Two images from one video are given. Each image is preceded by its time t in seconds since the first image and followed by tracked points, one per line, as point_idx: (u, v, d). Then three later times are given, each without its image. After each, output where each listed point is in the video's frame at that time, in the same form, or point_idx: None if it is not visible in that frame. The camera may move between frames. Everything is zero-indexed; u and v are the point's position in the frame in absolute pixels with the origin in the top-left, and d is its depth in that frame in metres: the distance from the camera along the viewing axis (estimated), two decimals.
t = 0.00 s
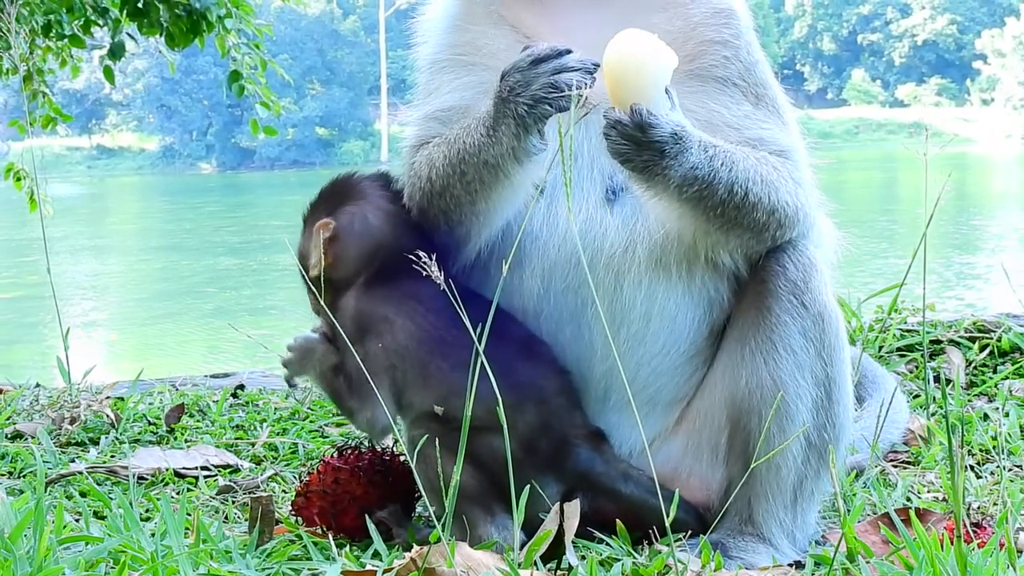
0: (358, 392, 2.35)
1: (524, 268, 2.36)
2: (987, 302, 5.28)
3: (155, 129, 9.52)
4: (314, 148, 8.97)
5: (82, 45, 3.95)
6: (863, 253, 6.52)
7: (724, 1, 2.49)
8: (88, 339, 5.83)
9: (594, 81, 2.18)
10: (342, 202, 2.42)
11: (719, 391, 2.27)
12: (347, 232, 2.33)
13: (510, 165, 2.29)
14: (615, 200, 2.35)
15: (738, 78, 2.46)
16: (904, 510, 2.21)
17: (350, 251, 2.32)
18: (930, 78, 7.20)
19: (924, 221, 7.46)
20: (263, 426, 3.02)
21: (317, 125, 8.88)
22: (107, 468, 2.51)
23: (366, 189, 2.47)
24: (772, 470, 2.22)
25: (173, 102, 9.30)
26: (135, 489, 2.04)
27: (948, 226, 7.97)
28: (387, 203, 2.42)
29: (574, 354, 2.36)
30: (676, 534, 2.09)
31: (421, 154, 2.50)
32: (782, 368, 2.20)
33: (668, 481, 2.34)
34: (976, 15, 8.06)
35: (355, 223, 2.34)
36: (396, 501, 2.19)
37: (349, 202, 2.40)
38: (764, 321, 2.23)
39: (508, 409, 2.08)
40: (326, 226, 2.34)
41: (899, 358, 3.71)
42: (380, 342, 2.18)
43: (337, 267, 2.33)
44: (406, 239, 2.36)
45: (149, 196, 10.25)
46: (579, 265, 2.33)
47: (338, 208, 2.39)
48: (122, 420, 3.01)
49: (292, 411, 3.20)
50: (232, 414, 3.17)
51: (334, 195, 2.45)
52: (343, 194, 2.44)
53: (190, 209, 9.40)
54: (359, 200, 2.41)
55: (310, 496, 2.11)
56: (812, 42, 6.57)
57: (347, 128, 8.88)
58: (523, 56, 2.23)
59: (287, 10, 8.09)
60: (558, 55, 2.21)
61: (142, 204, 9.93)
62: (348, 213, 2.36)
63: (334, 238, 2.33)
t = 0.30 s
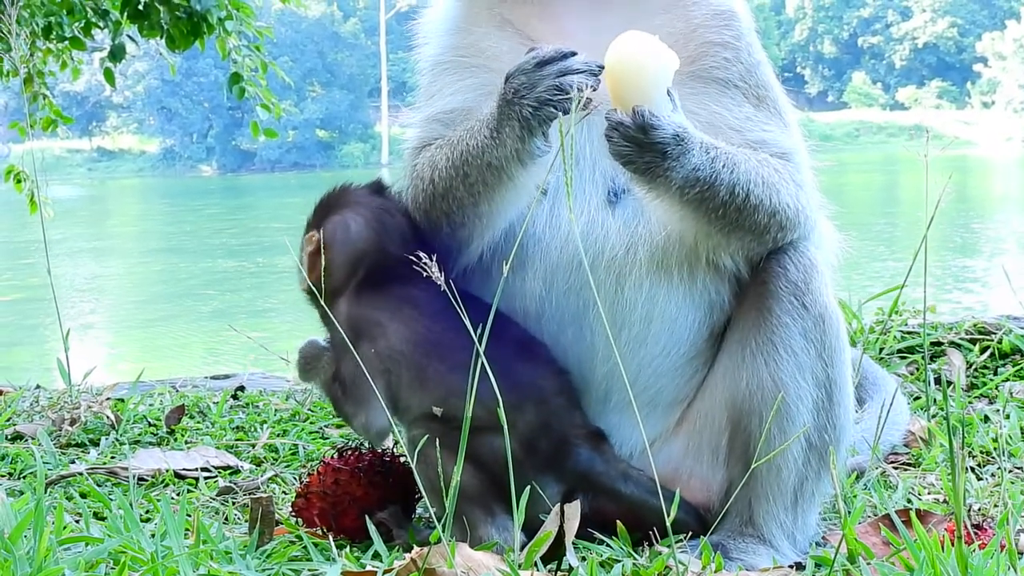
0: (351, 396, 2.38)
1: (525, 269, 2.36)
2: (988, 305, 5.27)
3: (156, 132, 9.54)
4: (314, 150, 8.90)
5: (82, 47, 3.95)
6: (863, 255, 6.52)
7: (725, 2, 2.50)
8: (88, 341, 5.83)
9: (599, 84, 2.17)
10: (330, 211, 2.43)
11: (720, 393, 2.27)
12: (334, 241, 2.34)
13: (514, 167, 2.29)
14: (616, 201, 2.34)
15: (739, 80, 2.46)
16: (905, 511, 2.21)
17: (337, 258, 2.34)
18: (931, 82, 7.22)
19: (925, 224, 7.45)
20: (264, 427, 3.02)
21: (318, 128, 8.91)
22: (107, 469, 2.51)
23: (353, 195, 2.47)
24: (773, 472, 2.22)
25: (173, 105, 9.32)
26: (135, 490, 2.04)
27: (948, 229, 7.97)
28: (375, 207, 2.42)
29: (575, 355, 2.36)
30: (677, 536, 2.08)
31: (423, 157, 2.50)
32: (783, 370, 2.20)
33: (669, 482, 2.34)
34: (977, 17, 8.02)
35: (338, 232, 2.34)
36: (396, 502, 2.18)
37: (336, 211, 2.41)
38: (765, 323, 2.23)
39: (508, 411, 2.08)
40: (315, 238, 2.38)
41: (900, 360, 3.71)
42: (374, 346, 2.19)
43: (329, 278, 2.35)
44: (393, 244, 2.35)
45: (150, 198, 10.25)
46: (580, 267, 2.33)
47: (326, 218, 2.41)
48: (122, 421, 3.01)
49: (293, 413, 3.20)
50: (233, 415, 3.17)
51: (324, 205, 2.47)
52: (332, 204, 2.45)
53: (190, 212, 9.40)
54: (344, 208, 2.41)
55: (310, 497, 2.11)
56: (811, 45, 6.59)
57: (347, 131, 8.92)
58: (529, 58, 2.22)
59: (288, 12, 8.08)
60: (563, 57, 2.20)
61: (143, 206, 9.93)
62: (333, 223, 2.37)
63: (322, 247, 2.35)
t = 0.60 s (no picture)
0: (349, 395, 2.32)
1: (525, 271, 2.36)
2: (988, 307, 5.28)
3: (156, 135, 9.60)
4: (313, 153, 9.05)
5: (82, 50, 3.96)
6: (862, 258, 6.53)
7: (728, 6, 2.50)
8: (88, 344, 5.83)
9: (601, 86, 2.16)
10: (329, 217, 2.41)
11: (719, 393, 2.27)
12: (333, 246, 2.32)
13: (516, 169, 2.29)
14: (615, 202, 2.34)
15: (740, 82, 2.46)
16: (905, 513, 2.21)
17: (337, 262, 2.32)
18: (931, 85, 7.23)
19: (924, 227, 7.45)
20: (263, 429, 3.02)
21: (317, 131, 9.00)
22: (106, 471, 2.51)
23: (351, 199, 2.45)
24: (773, 473, 2.22)
25: (173, 108, 9.34)
26: (134, 492, 2.04)
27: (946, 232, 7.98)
28: (375, 212, 2.41)
29: (575, 356, 2.36)
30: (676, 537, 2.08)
31: (423, 159, 2.50)
32: (782, 371, 2.20)
33: (668, 483, 2.34)
34: (977, 20, 7.98)
35: (338, 236, 2.32)
36: (396, 503, 2.18)
37: (336, 215, 2.39)
38: (764, 323, 2.23)
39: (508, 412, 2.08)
40: (316, 243, 2.36)
41: (900, 362, 3.72)
42: (367, 350, 2.20)
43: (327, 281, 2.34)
44: (393, 247, 2.34)
45: (150, 202, 10.25)
46: (579, 267, 2.32)
47: (325, 223, 2.39)
48: (122, 424, 3.01)
49: (292, 415, 3.19)
50: (232, 417, 3.17)
51: (325, 211, 2.45)
52: (331, 209, 2.43)
53: (189, 215, 9.41)
54: (343, 212, 2.39)
55: (309, 499, 2.11)
56: (810, 48, 6.63)
57: (348, 134, 8.78)
58: (530, 61, 2.22)
59: (287, 16, 8.09)
60: (565, 59, 2.20)
61: (143, 210, 9.94)
62: (333, 226, 2.35)
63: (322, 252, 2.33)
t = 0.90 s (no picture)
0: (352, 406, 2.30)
1: (528, 270, 2.36)
2: (989, 308, 5.28)
3: (158, 136, 9.59)
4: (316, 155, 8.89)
5: (83, 51, 3.96)
6: (863, 259, 6.53)
7: (733, 6, 2.50)
8: (90, 346, 5.82)
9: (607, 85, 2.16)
10: (333, 222, 2.34)
11: (722, 394, 2.27)
12: (347, 252, 2.27)
13: (521, 169, 2.29)
14: (618, 201, 2.34)
15: (746, 83, 2.46)
16: (907, 513, 2.20)
17: (350, 271, 2.27)
18: (933, 86, 7.22)
19: (926, 228, 7.45)
20: (265, 430, 3.02)
21: (319, 132, 8.99)
22: (108, 472, 2.51)
23: (357, 201, 2.39)
24: (775, 474, 2.22)
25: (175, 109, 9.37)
26: (136, 493, 2.04)
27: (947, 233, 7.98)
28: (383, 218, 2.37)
29: (578, 355, 2.36)
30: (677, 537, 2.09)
31: (427, 157, 2.50)
32: (785, 372, 2.20)
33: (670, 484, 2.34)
34: (979, 21, 7.94)
35: (352, 242, 2.27)
36: (398, 503, 2.20)
37: (343, 220, 2.33)
38: (766, 323, 2.23)
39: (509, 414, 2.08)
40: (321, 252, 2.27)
41: (902, 362, 3.72)
42: (368, 358, 2.18)
43: (334, 288, 2.28)
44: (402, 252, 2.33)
45: (151, 202, 10.26)
46: (582, 267, 2.32)
47: (331, 227, 2.33)
48: (124, 424, 3.01)
49: (294, 415, 3.19)
50: (234, 417, 3.17)
51: (324, 215, 2.37)
52: (335, 211, 2.36)
53: (191, 216, 9.42)
54: (352, 217, 2.34)
55: (312, 499, 2.10)
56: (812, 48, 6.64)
57: (349, 135, 8.83)
58: (537, 62, 2.22)
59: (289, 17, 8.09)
60: (571, 60, 2.20)
61: (144, 211, 9.94)
62: (342, 234, 2.29)
63: (332, 262, 2.27)
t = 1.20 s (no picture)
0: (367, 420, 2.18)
1: (529, 272, 2.36)
2: (990, 307, 5.27)
3: (159, 137, 9.58)
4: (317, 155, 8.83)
5: (84, 52, 3.97)
6: (864, 259, 6.52)
7: (734, 7, 2.50)
8: (92, 347, 5.83)
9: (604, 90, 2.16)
10: (337, 226, 2.26)
11: (722, 395, 2.28)
12: (355, 256, 2.20)
13: (517, 173, 2.30)
14: (618, 202, 2.34)
15: (747, 83, 2.46)
16: (909, 514, 2.20)
17: (358, 275, 2.20)
18: (934, 86, 7.22)
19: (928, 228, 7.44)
20: (267, 431, 3.02)
21: (320, 132, 8.98)
22: (111, 473, 2.51)
23: (355, 205, 2.32)
24: (777, 475, 2.22)
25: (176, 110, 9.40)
26: (138, 494, 2.04)
27: (948, 233, 7.97)
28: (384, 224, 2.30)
29: (578, 357, 2.36)
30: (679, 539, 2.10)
31: (428, 160, 2.49)
32: (786, 373, 2.20)
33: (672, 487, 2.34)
34: (979, 21, 7.93)
35: (360, 247, 2.21)
36: (400, 503, 2.20)
37: (344, 224, 2.26)
38: (766, 325, 2.23)
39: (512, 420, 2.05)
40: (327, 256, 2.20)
41: (904, 363, 3.72)
42: (385, 373, 2.11)
43: (342, 289, 2.20)
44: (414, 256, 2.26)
45: (153, 203, 10.27)
46: (582, 268, 2.33)
47: (332, 232, 2.25)
48: (126, 426, 3.02)
49: (296, 416, 3.19)
50: (236, 419, 3.17)
51: (324, 219, 2.28)
52: (333, 216, 2.28)
53: (192, 217, 9.42)
54: (353, 222, 2.26)
55: (314, 501, 2.11)
56: (813, 48, 6.68)
57: (350, 136, 8.74)
58: (535, 65, 2.24)
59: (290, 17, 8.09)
60: (569, 64, 2.22)
61: (146, 211, 9.95)
62: (351, 239, 2.22)
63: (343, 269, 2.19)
